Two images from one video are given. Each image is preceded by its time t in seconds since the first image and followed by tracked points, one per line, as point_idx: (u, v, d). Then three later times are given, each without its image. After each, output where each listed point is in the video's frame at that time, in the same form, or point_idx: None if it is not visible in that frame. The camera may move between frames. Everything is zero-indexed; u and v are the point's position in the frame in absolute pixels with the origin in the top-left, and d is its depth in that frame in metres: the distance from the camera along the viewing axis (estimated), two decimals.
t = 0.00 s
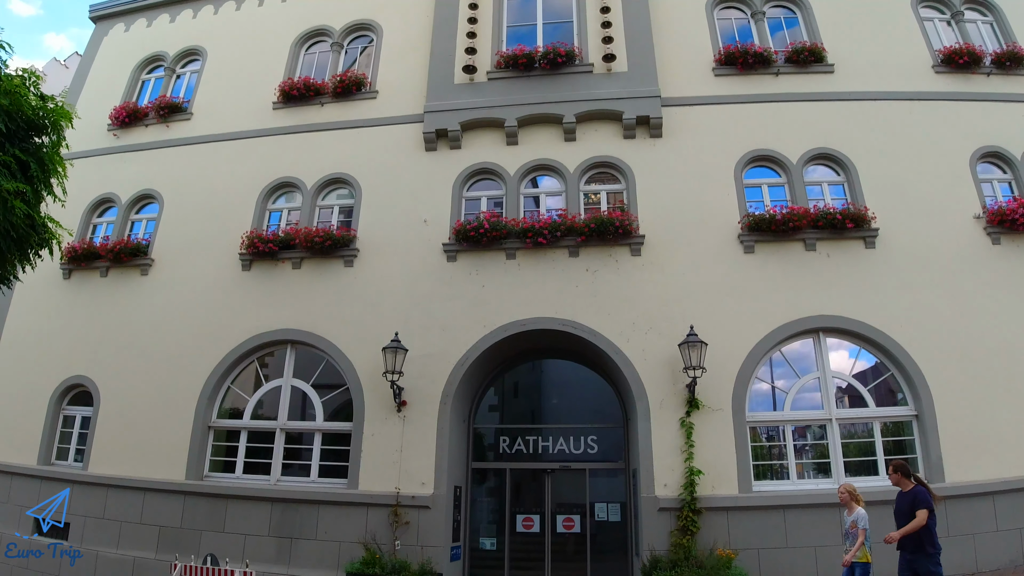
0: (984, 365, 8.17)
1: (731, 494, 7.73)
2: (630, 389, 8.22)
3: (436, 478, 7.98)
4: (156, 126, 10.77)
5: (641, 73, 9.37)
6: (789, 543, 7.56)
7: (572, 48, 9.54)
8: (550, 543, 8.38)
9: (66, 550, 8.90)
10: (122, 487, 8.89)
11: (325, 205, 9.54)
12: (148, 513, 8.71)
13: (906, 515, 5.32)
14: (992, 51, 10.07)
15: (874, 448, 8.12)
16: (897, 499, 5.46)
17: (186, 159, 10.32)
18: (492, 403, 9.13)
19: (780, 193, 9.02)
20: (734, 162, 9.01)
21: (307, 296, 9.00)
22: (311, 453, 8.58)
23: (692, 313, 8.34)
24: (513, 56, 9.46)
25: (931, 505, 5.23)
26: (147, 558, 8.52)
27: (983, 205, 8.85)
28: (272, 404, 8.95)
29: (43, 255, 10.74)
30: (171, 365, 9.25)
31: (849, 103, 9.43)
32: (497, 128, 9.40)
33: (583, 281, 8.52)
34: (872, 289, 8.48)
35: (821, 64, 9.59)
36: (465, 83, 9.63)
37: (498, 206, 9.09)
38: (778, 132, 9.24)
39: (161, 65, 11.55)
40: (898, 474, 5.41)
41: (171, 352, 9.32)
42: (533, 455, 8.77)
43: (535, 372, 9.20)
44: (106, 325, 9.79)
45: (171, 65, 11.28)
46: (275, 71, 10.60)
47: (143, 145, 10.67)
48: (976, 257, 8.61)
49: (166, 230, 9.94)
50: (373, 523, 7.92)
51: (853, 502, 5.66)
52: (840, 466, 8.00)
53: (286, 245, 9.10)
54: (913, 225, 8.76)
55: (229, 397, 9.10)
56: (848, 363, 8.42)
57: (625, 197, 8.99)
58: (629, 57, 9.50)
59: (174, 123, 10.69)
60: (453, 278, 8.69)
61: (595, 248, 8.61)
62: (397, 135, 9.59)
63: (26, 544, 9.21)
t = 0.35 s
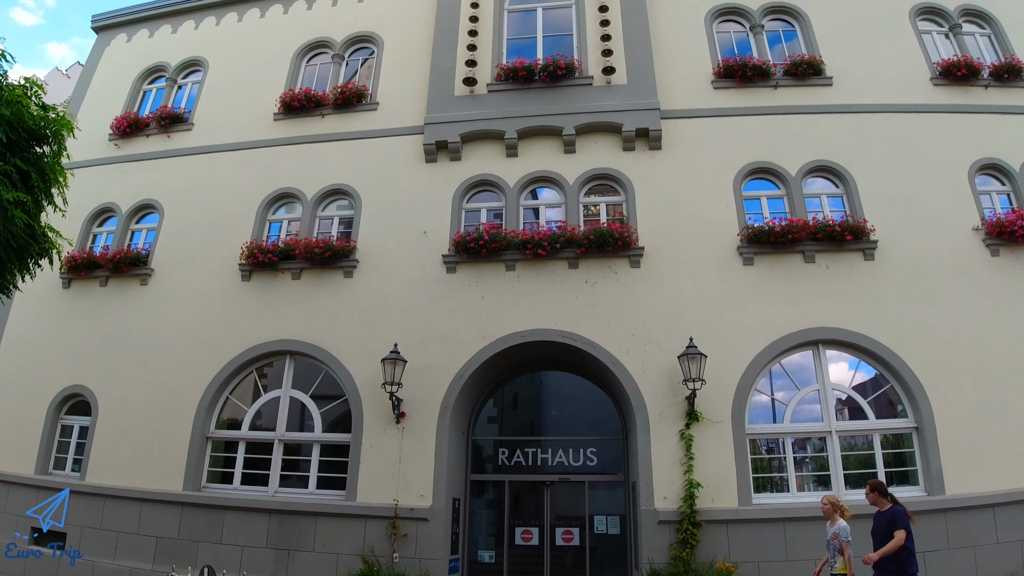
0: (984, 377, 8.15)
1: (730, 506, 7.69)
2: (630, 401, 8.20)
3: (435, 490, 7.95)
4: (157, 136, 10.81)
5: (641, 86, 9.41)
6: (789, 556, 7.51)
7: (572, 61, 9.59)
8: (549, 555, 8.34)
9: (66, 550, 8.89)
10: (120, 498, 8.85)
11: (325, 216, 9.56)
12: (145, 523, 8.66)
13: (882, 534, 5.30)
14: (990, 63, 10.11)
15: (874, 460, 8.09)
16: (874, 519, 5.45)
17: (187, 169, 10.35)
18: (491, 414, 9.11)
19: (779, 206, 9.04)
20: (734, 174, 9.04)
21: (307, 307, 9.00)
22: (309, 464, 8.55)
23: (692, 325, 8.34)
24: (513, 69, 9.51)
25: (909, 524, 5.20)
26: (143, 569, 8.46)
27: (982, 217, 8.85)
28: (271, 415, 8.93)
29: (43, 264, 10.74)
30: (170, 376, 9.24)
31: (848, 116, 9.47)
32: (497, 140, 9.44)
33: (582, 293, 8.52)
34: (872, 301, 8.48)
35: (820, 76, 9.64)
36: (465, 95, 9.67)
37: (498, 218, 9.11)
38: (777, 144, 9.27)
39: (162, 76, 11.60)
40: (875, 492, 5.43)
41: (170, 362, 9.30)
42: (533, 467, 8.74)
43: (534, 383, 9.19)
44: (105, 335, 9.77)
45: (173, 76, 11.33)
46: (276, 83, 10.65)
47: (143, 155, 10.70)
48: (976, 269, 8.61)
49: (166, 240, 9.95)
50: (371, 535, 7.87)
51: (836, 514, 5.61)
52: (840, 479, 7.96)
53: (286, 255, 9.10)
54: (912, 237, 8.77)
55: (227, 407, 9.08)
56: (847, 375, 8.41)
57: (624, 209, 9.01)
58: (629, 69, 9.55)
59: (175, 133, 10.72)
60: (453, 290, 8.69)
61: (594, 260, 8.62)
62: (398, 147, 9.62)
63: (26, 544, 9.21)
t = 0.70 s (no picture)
0: (985, 389, 8.13)
1: (730, 519, 7.66)
2: (629, 413, 8.19)
3: (434, 502, 7.92)
4: (158, 146, 10.84)
5: (640, 98, 9.45)
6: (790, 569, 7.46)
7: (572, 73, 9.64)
8: (548, 568, 8.29)
9: (66, 551, 8.89)
10: (117, 508, 8.80)
11: (325, 226, 9.57)
12: (142, 534, 8.62)
13: (866, 548, 5.28)
14: (989, 75, 10.16)
15: (875, 472, 8.06)
16: (853, 531, 5.45)
17: (187, 179, 10.37)
18: (490, 425, 9.10)
19: (778, 217, 9.06)
20: (733, 186, 9.06)
21: (306, 318, 9.00)
22: (308, 475, 8.53)
23: (691, 337, 8.34)
24: (513, 81, 9.56)
25: (889, 534, 5.24)
26: None
27: (982, 228, 8.86)
28: (269, 425, 8.91)
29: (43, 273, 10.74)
30: (168, 386, 9.22)
31: (847, 128, 9.50)
32: (497, 152, 9.47)
33: (582, 304, 8.53)
34: (871, 313, 8.48)
35: (818, 89, 9.68)
36: (465, 106, 9.71)
37: (498, 229, 9.12)
38: (776, 156, 9.30)
39: (164, 86, 11.65)
40: (854, 505, 5.42)
41: (169, 372, 9.29)
42: (532, 479, 8.71)
43: (534, 394, 9.18)
44: (104, 344, 9.75)
45: (174, 86, 11.39)
46: (278, 93, 10.69)
47: (145, 165, 10.72)
48: (975, 281, 8.61)
49: (166, 250, 9.96)
50: (369, 547, 7.82)
51: (819, 532, 5.54)
52: (840, 491, 7.93)
53: (286, 266, 9.11)
54: (911, 249, 8.78)
55: (225, 417, 9.07)
56: (847, 387, 8.40)
57: (624, 221, 9.03)
58: (629, 81, 9.59)
59: (176, 143, 10.76)
60: (452, 301, 8.69)
61: (594, 271, 8.63)
62: (398, 158, 9.66)
63: (26, 544, 9.20)
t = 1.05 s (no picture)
0: (986, 402, 8.10)
1: (731, 532, 7.61)
2: (629, 425, 8.16)
3: (433, 514, 7.89)
4: (160, 156, 10.88)
5: (641, 111, 9.49)
6: None
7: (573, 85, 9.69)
8: None
9: (66, 551, 8.86)
10: (115, 518, 8.76)
11: (326, 237, 9.59)
12: (139, 545, 8.56)
13: (848, 562, 5.18)
14: (988, 88, 10.19)
15: (876, 485, 8.03)
16: (836, 545, 5.37)
17: (189, 189, 10.40)
18: (490, 437, 9.08)
19: (779, 230, 9.07)
20: (733, 198, 9.08)
21: (307, 328, 9.00)
22: (307, 487, 8.50)
23: (692, 349, 8.33)
24: (515, 93, 9.60)
25: (871, 548, 5.11)
26: None
27: (982, 240, 8.87)
28: (268, 436, 8.89)
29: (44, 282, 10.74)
30: (168, 396, 9.20)
31: (847, 140, 9.53)
32: (498, 164, 9.50)
33: (582, 316, 8.53)
34: (872, 326, 8.47)
35: (818, 102, 9.72)
36: (467, 118, 9.75)
37: (498, 241, 9.14)
38: (776, 169, 9.33)
39: (166, 96, 11.71)
40: (836, 517, 5.41)
41: (169, 382, 9.27)
42: (532, 492, 8.67)
43: (534, 406, 9.17)
44: (104, 355, 9.74)
45: (177, 97, 11.44)
46: (280, 105, 10.74)
47: (147, 175, 10.75)
48: (976, 293, 8.60)
49: (167, 260, 9.97)
50: (368, 559, 7.78)
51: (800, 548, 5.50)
52: (842, 504, 7.89)
53: (287, 276, 9.12)
54: (912, 261, 8.79)
55: (225, 428, 9.05)
56: (848, 399, 8.38)
57: (624, 233, 9.04)
58: (629, 94, 9.64)
59: (178, 154, 10.80)
60: (453, 312, 8.69)
61: (594, 283, 8.64)
62: (399, 170, 9.69)
63: (26, 544, 9.16)
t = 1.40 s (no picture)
0: (988, 415, 8.07)
1: (732, 547, 7.56)
2: (630, 439, 8.14)
3: (433, 527, 7.85)
4: (163, 167, 10.92)
5: (642, 124, 9.52)
6: None
7: (574, 99, 9.73)
8: None
9: (66, 550, 8.87)
10: (113, 529, 8.71)
11: (327, 249, 9.61)
12: (137, 556, 8.51)
13: None
14: (988, 101, 10.22)
15: (878, 499, 7.99)
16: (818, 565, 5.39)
17: (191, 200, 10.44)
18: (491, 450, 9.05)
19: (779, 243, 9.08)
20: (734, 211, 9.10)
21: (307, 340, 9.00)
22: (306, 499, 8.46)
23: (693, 363, 8.32)
24: (516, 106, 9.64)
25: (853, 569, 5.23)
26: None
27: (983, 253, 8.86)
28: (268, 448, 8.87)
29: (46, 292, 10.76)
30: (168, 406, 9.19)
31: (847, 154, 9.56)
32: (500, 176, 9.52)
33: (583, 329, 8.53)
34: (873, 340, 8.45)
35: (819, 115, 9.76)
36: (468, 131, 9.79)
37: (500, 253, 9.16)
38: (777, 182, 9.35)
39: (170, 107, 11.77)
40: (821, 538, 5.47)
41: (169, 393, 9.26)
42: (532, 505, 8.63)
43: (534, 419, 9.15)
44: (104, 364, 9.73)
45: (180, 108, 11.50)
46: (283, 116, 10.79)
47: (149, 185, 10.79)
48: (977, 306, 8.58)
49: (169, 270, 9.98)
50: (367, 573, 7.73)
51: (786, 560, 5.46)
52: (844, 518, 7.84)
53: (288, 287, 9.13)
54: (913, 275, 8.78)
55: (224, 439, 9.03)
56: (849, 413, 8.35)
57: (625, 246, 9.05)
58: (630, 107, 9.68)
59: (181, 164, 10.84)
60: (453, 325, 8.69)
61: (595, 296, 8.64)
62: (401, 182, 9.72)
63: (26, 545, 9.18)
